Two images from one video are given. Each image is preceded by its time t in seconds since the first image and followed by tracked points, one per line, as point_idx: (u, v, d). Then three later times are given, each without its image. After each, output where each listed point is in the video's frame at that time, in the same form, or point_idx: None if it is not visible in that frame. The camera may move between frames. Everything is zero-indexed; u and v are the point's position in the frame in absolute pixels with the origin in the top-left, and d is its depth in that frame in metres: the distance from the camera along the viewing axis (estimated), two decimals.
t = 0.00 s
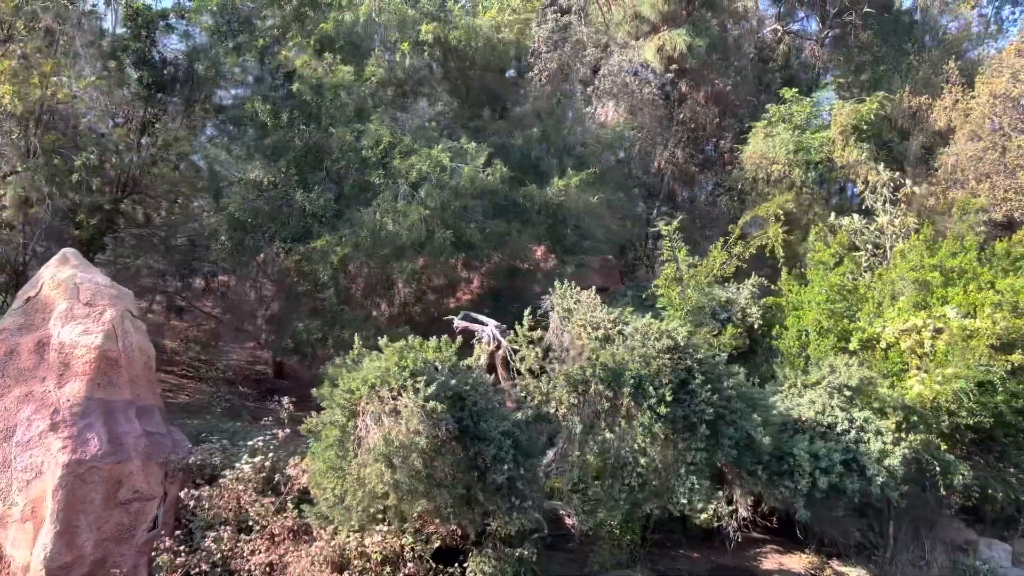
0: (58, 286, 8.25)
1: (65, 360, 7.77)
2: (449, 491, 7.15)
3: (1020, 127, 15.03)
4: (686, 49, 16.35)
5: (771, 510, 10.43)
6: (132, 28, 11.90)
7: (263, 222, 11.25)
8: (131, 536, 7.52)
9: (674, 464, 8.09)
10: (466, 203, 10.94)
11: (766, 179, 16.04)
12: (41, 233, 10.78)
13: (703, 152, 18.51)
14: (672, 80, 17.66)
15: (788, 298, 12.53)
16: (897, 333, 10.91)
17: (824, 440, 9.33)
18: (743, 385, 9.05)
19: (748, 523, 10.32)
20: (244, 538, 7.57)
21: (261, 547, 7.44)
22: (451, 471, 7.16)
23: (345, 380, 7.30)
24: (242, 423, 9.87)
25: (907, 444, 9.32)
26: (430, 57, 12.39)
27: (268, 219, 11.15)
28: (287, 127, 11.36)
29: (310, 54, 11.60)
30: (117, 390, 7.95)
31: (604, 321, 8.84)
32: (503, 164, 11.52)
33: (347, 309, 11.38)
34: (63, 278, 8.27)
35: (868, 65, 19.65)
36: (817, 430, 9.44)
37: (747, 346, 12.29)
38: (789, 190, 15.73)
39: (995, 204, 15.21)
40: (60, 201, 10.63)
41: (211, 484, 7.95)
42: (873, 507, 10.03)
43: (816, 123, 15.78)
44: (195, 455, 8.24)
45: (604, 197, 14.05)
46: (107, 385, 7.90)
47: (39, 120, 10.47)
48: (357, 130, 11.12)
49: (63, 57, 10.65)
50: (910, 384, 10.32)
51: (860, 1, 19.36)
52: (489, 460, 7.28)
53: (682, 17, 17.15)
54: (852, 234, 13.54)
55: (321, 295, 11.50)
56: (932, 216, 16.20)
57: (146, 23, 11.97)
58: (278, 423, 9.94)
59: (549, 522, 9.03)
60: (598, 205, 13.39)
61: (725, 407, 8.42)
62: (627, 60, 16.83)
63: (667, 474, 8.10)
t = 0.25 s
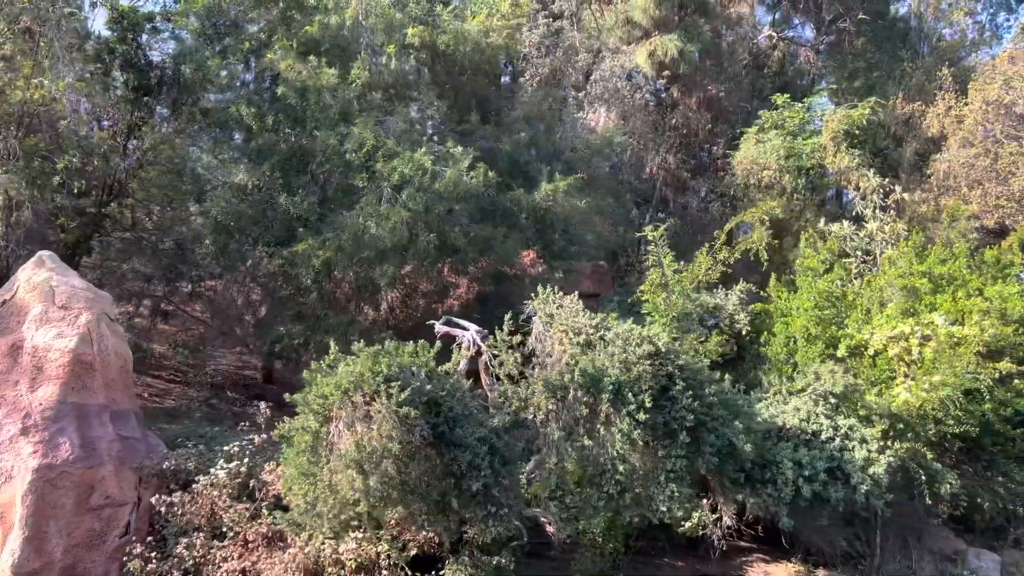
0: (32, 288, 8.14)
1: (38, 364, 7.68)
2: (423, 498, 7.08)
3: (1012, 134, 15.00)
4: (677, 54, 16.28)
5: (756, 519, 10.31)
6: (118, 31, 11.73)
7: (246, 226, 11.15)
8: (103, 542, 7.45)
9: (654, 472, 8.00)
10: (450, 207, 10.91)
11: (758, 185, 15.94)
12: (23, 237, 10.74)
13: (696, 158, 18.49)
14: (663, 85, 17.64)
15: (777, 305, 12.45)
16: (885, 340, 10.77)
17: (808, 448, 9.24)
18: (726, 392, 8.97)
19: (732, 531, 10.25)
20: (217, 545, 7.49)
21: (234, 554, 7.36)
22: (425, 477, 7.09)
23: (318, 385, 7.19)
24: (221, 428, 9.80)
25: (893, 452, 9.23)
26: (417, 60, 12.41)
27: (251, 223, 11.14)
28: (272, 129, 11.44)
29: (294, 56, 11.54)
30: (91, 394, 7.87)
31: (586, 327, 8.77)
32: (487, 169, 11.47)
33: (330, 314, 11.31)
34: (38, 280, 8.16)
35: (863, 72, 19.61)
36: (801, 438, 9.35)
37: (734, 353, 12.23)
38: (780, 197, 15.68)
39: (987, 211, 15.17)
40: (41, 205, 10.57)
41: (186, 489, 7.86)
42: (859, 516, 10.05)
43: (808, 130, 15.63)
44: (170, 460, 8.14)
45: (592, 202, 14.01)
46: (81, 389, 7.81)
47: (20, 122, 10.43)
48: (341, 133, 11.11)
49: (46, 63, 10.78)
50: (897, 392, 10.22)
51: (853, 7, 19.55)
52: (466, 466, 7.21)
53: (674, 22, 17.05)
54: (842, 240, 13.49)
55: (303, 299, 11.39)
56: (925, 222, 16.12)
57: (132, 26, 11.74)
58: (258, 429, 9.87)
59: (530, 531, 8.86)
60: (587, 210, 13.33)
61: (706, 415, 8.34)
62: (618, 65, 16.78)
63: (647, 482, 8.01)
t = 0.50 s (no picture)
0: (6, 289, 7.98)
1: (9, 367, 7.55)
2: (396, 504, 7.00)
3: (1002, 139, 14.96)
4: (667, 59, 16.23)
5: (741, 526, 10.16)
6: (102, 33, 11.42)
7: (227, 229, 11.07)
8: (72, 548, 7.36)
9: (632, 479, 7.93)
10: (433, 210, 10.90)
11: (748, 190, 15.83)
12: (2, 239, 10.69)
13: (688, 163, 18.51)
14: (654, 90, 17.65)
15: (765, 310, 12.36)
16: (871, 346, 10.72)
17: (791, 455, 9.15)
18: (708, 398, 8.91)
19: (717, 539, 10.10)
20: (188, 551, 7.40)
21: (205, 561, 7.30)
22: (398, 483, 7.02)
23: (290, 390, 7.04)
24: (200, 433, 9.72)
25: (877, 459, 9.13)
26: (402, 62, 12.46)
27: (232, 226, 11.05)
28: (256, 130, 11.54)
29: (278, 58, 11.71)
30: (63, 397, 7.77)
31: (567, 332, 8.68)
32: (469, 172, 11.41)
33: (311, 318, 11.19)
34: (13, 281, 8.01)
35: (857, 78, 19.60)
36: (784, 445, 9.28)
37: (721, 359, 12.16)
38: (769, 202, 15.63)
39: (978, 217, 15.07)
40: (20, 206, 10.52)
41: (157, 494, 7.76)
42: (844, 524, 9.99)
43: (799, 134, 15.69)
44: (143, 464, 8.02)
45: (580, 206, 13.97)
46: (53, 392, 7.70)
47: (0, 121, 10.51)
48: (324, 135, 11.10)
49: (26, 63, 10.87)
50: (882, 398, 10.15)
51: (847, 13, 19.77)
52: (440, 473, 7.11)
53: (665, 27, 16.98)
54: (832, 246, 13.41)
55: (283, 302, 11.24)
56: (916, 228, 16.05)
57: (116, 29, 11.41)
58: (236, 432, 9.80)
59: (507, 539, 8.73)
60: (574, 214, 13.28)
61: (686, 420, 8.26)
62: (608, 69, 16.76)
63: (626, 489, 7.94)
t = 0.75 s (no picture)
0: None
1: None
2: (367, 509, 6.90)
3: (993, 143, 14.91)
4: (656, 62, 16.19)
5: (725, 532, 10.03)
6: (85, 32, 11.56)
7: (206, 231, 11.05)
8: (40, 552, 7.27)
9: (609, 483, 7.85)
10: (414, 212, 10.86)
11: (737, 194, 15.72)
12: None
13: (677, 166, 18.23)
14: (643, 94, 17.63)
15: (751, 314, 12.25)
16: (856, 351, 10.63)
17: (772, 461, 9.04)
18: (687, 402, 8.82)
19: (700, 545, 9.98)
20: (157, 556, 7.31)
21: (175, 566, 7.22)
22: (369, 488, 6.93)
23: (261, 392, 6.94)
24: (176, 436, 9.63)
25: (860, 464, 9.01)
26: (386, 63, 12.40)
27: (212, 228, 11.05)
28: (239, 132, 11.32)
29: (261, 58, 11.66)
30: (33, 399, 7.65)
31: (546, 335, 8.60)
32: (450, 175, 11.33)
33: (291, 320, 11.08)
34: None
35: (848, 82, 19.55)
36: (766, 450, 9.18)
37: (706, 364, 12.00)
38: (758, 206, 15.57)
39: (966, 221, 15.12)
40: None
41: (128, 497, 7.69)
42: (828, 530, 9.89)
43: (789, 138, 15.57)
44: (114, 468, 7.91)
45: (566, 209, 13.91)
46: (23, 394, 7.56)
47: None
48: (305, 136, 11.05)
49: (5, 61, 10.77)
50: (866, 403, 10.06)
51: (839, 19, 19.90)
52: (411, 477, 7.03)
53: (654, 30, 16.90)
54: (819, 250, 13.36)
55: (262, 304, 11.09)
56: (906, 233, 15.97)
57: (99, 28, 11.53)
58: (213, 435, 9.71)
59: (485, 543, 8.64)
60: (559, 217, 13.21)
61: (665, 425, 8.17)
62: (596, 72, 16.74)
63: (603, 494, 7.85)
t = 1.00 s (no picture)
0: None
1: None
2: (334, 512, 6.82)
3: (980, 146, 14.82)
4: (643, 64, 16.17)
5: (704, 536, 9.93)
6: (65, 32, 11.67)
7: (184, 230, 10.95)
8: (3, 554, 7.17)
9: (584, 485, 7.76)
10: (394, 212, 10.80)
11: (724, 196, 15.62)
12: None
13: (665, 167, 18.10)
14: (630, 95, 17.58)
15: (735, 316, 12.18)
16: (839, 353, 10.56)
17: (751, 464, 8.97)
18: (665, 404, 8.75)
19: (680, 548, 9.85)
20: (123, 559, 7.21)
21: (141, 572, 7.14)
22: (337, 490, 6.85)
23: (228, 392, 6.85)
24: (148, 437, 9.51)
25: (839, 467, 8.95)
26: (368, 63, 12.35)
27: (189, 228, 10.96)
28: (220, 132, 11.29)
29: (241, 57, 11.59)
30: None
31: (523, 336, 8.50)
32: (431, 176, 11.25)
33: (270, 321, 11.01)
34: None
35: (838, 84, 19.49)
36: (744, 453, 9.12)
37: (689, 366, 11.92)
38: (745, 208, 15.50)
39: (952, 224, 15.12)
40: None
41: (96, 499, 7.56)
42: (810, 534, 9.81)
43: (776, 141, 15.51)
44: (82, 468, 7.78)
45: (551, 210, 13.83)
46: None
47: None
48: (284, 135, 10.99)
49: None
50: (848, 406, 9.99)
51: (830, 21, 19.74)
52: (381, 480, 6.94)
53: (642, 32, 16.86)
54: (804, 253, 13.29)
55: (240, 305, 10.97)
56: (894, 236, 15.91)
57: (77, 26, 11.68)
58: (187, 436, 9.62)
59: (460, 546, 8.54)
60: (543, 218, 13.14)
61: (642, 427, 8.10)
62: (583, 73, 16.71)
63: (577, 497, 7.76)
